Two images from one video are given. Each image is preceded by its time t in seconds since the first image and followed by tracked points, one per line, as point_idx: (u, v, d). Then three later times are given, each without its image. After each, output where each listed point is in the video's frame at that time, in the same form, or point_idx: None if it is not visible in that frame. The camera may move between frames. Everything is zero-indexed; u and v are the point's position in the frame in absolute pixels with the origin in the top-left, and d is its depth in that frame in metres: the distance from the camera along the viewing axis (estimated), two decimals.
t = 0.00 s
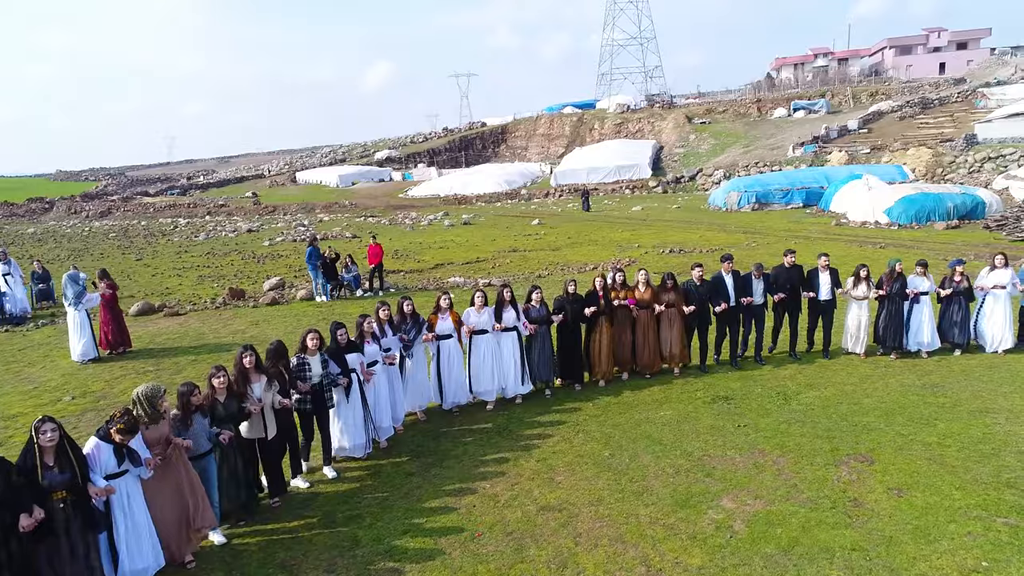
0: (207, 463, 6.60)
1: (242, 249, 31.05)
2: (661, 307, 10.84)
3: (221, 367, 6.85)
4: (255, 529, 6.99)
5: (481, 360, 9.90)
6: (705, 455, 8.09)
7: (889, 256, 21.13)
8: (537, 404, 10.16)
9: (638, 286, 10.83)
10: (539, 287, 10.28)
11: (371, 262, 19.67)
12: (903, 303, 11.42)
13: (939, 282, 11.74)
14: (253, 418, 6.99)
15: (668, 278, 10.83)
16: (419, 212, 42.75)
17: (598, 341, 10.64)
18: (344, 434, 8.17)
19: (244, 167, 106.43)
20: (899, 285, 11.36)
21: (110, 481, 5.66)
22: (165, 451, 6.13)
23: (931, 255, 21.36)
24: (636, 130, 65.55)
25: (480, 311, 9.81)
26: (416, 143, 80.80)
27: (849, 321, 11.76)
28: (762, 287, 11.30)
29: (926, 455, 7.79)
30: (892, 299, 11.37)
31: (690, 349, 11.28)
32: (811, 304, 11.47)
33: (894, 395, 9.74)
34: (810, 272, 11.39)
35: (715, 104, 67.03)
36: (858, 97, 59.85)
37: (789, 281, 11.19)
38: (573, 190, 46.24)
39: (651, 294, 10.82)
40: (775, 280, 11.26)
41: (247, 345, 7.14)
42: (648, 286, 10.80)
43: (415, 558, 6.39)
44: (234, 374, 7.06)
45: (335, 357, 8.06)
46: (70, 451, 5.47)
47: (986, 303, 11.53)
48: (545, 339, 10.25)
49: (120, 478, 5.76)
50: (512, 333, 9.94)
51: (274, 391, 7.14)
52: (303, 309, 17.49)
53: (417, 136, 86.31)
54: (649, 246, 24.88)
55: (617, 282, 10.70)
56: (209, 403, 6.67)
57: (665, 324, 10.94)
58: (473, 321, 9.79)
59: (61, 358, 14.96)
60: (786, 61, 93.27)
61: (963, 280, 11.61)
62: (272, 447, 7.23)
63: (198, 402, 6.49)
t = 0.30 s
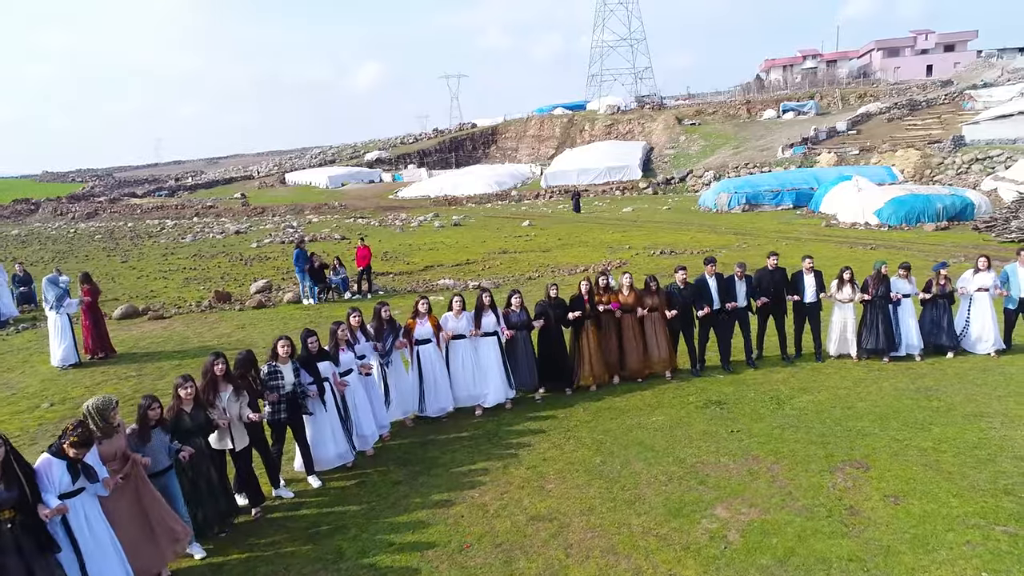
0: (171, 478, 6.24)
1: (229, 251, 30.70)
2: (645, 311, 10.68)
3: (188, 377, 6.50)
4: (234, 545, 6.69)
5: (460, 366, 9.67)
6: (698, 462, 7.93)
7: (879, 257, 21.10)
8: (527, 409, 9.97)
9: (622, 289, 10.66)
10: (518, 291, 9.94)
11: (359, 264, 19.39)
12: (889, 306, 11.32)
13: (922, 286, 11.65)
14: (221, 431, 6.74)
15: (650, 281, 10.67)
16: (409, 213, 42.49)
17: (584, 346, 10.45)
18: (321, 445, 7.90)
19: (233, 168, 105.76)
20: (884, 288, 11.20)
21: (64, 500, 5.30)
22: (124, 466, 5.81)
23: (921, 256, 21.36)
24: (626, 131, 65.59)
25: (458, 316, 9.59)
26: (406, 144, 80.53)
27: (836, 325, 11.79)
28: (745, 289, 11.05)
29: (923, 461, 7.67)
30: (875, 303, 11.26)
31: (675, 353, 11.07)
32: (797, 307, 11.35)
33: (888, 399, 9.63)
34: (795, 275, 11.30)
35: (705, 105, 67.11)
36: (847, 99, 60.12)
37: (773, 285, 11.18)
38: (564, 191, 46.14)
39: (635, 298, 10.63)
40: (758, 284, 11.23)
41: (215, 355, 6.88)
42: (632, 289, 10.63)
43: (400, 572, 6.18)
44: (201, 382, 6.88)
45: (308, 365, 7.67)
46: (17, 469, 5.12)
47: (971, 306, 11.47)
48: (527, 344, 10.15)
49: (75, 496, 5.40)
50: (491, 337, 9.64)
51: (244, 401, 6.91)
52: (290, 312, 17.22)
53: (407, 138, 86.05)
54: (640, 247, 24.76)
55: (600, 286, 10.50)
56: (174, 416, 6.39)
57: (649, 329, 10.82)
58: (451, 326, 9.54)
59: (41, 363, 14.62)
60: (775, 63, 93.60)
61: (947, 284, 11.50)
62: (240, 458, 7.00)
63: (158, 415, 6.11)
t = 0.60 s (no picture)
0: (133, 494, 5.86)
1: (221, 253, 30.39)
2: (632, 315, 10.55)
3: (153, 390, 6.14)
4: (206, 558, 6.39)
5: (442, 372, 9.46)
6: (695, 470, 7.76)
7: (875, 259, 20.99)
8: (520, 415, 9.77)
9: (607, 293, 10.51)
10: (501, 295, 9.82)
11: (351, 267, 19.16)
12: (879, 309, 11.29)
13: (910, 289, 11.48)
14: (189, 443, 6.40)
15: (637, 284, 10.57)
16: (403, 214, 42.24)
17: (570, 351, 10.28)
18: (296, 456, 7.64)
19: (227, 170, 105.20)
20: (873, 291, 11.18)
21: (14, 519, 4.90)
22: (81, 482, 5.41)
23: (917, 258, 21.26)
24: (620, 133, 65.51)
25: (440, 320, 9.37)
26: (400, 145, 80.26)
27: (826, 327, 11.61)
28: (732, 292, 10.92)
29: (924, 468, 7.52)
30: (865, 307, 11.20)
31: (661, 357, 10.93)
32: (786, 310, 11.18)
33: (887, 404, 9.48)
34: (784, 279, 11.14)
35: (700, 107, 67.07)
36: (841, 101, 60.20)
37: (760, 289, 11.01)
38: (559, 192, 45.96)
39: (621, 301, 10.51)
40: (746, 286, 11.03)
41: (184, 365, 6.55)
42: (618, 293, 10.49)
43: None
44: (169, 394, 6.52)
45: (283, 374, 7.45)
46: None
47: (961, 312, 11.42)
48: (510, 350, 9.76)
49: (26, 515, 4.99)
50: (475, 341, 9.55)
51: (214, 412, 6.63)
52: (280, 315, 16.98)
53: (402, 138, 85.80)
54: (636, 249, 24.59)
55: (585, 289, 10.30)
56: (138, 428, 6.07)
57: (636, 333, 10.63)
58: (433, 331, 9.33)
59: (26, 367, 14.33)
60: (770, 64, 93.71)
61: (936, 288, 11.33)
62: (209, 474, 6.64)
63: (117, 427, 5.72)
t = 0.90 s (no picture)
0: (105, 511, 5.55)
1: (214, 254, 30.15)
2: (623, 320, 10.28)
3: (123, 401, 5.75)
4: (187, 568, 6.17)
5: (426, 381, 9.07)
6: (691, 479, 7.59)
7: (871, 261, 20.88)
8: (513, 421, 9.58)
9: (599, 297, 10.24)
10: (491, 300, 9.46)
11: (343, 269, 18.94)
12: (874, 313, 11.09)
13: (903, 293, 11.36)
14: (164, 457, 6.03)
15: (629, 288, 10.29)
16: (398, 216, 42.06)
17: (556, 359, 9.98)
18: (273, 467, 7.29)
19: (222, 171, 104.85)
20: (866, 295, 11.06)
21: None
22: (47, 500, 5.08)
23: (912, 260, 21.15)
24: (616, 134, 65.48)
25: (425, 328, 9.04)
26: (395, 147, 80.02)
27: (820, 332, 11.39)
28: (725, 297, 10.75)
29: (925, 477, 7.37)
30: (862, 310, 11.02)
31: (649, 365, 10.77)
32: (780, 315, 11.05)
33: (885, 409, 9.34)
34: (778, 282, 11.00)
35: (695, 108, 67.08)
36: (836, 102, 60.26)
37: (754, 294, 10.88)
38: (554, 194, 45.81)
39: (612, 306, 10.26)
40: (740, 291, 10.91)
41: (156, 374, 6.11)
42: (609, 298, 10.24)
43: None
44: (139, 407, 6.03)
45: (265, 384, 7.01)
46: None
47: (952, 313, 11.24)
48: (499, 358, 9.45)
49: None
50: (464, 350, 9.16)
51: (190, 421, 6.22)
52: (271, 318, 16.76)
53: (397, 140, 85.60)
54: (631, 251, 24.45)
55: (576, 294, 10.04)
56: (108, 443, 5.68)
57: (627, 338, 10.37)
58: (419, 338, 8.99)
59: (12, 371, 14.08)
60: (764, 66, 93.76)
61: (928, 289, 11.19)
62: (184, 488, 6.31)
63: (87, 441, 5.45)
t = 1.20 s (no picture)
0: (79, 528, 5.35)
1: (209, 256, 29.91)
2: (617, 325, 10.09)
3: (96, 414, 5.59)
4: None
5: (413, 389, 8.92)
6: (689, 488, 7.40)
7: (870, 263, 20.72)
8: (507, 428, 9.39)
9: (592, 301, 10.07)
10: (481, 304, 9.30)
11: (337, 271, 18.72)
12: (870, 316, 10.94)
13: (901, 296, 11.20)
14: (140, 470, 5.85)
15: (623, 291, 10.14)
16: (395, 217, 41.88)
17: (549, 365, 9.80)
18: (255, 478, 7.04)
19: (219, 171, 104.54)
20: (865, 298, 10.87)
21: None
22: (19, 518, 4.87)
23: (912, 262, 21.00)
24: (613, 135, 65.38)
25: (412, 333, 8.90)
26: (393, 148, 79.77)
27: (817, 338, 11.24)
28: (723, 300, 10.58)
29: (928, 486, 7.20)
30: (859, 315, 10.84)
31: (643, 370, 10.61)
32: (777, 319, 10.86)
33: (887, 415, 9.16)
34: (774, 286, 10.84)
35: (692, 109, 66.95)
36: (834, 104, 60.18)
37: (751, 296, 10.68)
38: (551, 195, 45.61)
39: (605, 310, 10.08)
40: (737, 293, 10.73)
41: (130, 383, 5.95)
42: (602, 301, 10.07)
43: None
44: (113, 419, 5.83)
45: (249, 392, 6.84)
46: None
47: (949, 317, 11.12)
48: (489, 364, 9.28)
49: None
50: (452, 356, 9.00)
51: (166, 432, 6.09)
52: (264, 321, 16.56)
53: (394, 141, 85.37)
54: (628, 253, 24.27)
55: (569, 298, 9.85)
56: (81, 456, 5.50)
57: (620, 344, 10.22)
58: (405, 344, 8.85)
59: None
60: (762, 67, 93.68)
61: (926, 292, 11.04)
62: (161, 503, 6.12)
63: (63, 454, 5.23)
